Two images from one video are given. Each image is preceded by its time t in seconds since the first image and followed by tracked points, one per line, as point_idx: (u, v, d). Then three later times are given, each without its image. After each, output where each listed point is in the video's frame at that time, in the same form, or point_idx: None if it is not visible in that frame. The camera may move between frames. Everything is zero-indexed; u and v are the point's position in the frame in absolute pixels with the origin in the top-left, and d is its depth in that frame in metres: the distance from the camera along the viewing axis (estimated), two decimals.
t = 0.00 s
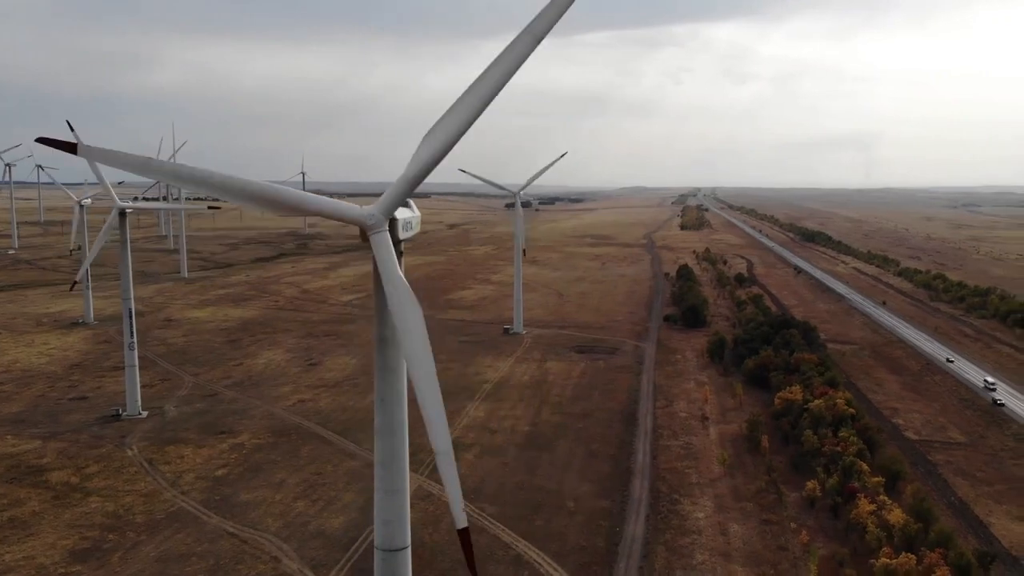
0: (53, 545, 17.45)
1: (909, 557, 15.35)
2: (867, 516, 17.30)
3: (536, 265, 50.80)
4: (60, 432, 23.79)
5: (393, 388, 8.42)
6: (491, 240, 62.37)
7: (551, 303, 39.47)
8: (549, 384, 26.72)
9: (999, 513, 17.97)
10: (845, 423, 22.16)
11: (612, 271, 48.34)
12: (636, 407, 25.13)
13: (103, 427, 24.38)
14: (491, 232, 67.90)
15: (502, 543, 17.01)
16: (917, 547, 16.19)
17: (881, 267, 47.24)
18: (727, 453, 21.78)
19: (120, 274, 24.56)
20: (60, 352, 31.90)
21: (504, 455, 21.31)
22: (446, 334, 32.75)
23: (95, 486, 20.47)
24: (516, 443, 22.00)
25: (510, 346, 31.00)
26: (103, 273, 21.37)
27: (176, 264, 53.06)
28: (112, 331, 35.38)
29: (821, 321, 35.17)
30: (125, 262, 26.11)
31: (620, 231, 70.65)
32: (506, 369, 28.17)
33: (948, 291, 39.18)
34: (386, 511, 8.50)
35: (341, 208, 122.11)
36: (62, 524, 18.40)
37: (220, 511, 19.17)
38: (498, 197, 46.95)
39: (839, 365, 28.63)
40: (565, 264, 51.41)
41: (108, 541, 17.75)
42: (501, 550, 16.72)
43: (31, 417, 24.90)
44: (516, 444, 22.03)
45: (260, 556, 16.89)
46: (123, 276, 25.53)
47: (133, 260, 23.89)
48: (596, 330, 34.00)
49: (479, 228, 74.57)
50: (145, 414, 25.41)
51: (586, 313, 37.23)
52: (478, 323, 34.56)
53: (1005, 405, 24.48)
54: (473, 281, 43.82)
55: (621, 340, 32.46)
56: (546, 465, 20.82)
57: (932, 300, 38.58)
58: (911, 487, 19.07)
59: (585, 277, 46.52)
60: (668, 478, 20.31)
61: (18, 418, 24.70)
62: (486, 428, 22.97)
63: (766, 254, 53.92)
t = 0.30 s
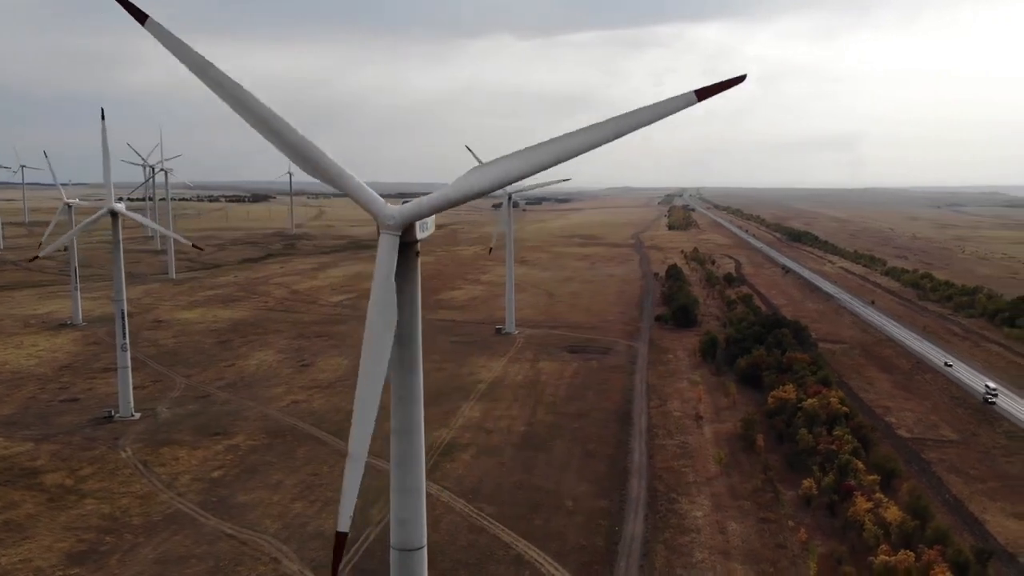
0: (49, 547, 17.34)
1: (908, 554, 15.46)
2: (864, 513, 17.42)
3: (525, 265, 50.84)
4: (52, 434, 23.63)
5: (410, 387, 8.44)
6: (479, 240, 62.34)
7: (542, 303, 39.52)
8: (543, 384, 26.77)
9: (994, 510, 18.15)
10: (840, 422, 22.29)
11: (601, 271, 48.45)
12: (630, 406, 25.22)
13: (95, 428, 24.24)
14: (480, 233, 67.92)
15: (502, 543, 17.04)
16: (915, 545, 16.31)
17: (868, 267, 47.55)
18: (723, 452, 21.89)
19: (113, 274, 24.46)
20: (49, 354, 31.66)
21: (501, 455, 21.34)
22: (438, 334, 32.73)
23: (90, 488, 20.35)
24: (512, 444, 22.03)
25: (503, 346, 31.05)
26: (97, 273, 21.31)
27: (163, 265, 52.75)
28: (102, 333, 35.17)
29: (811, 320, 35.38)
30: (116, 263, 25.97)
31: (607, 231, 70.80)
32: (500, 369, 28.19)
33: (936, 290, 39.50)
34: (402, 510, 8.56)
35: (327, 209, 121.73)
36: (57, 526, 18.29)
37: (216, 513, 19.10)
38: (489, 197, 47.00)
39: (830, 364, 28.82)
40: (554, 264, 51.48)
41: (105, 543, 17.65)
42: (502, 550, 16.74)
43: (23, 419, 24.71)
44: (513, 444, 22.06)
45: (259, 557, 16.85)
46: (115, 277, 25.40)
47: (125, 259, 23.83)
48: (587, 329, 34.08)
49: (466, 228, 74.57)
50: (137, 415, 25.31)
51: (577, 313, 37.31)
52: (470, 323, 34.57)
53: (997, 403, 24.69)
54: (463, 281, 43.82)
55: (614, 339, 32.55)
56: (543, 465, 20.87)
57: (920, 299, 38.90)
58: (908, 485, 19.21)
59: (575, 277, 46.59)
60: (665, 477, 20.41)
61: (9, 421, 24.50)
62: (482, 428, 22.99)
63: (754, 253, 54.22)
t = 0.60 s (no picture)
0: (45, 550, 17.22)
1: (904, 551, 15.60)
2: (859, 511, 17.54)
3: (513, 265, 50.86)
4: (42, 436, 23.45)
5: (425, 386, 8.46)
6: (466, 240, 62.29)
7: (532, 303, 39.54)
8: (536, 384, 26.80)
9: (987, 506, 18.33)
10: (832, 420, 22.47)
11: (589, 271, 48.53)
12: (623, 405, 25.30)
13: (86, 430, 24.08)
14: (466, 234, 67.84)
15: (500, 543, 17.05)
16: (911, 541, 16.46)
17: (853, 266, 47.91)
18: (717, 450, 22.00)
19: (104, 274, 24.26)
20: (37, 356, 31.40)
21: (497, 455, 21.35)
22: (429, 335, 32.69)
23: (84, 490, 20.22)
24: (508, 443, 22.06)
25: (494, 346, 31.06)
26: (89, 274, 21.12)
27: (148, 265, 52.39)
28: (89, 334, 34.90)
29: (799, 320, 35.58)
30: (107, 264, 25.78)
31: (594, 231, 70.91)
32: (492, 369, 28.20)
33: (922, 289, 39.82)
34: (418, 509, 8.59)
35: (311, 209, 121.27)
36: (51, 529, 18.16)
37: (211, 514, 19.03)
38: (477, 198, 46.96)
39: (820, 362, 29.01)
40: (542, 264, 51.53)
41: (100, 546, 17.55)
42: (500, 550, 16.76)
43: (13, 421, 24.51)
44: (507, 443, 22.09)
45: (256, 558, 16.79)
46: (105, 278, 25.22)
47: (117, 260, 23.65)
48: (578, 329, 34.14)
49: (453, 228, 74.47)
50: (129, 417, 25.16)
51: (567, 313, 37.37)
52: (460, 323, 34.56)
53: (987, 401, 24.89)
54: (452, 281, 43.78)
55: (604, 339, 32.63)
56: (539, 464, 20.90)
57: (906, 298, 39.19)
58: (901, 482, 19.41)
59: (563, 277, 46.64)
60: (660, 475, 20.48)
61: None
62: (477, 428, 23.00)
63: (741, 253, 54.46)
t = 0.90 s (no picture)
0: (17, 556, 16.94)
1: (880, 544, 15.85)
2: (834, 506, 17.80)
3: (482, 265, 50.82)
4: (10, 441, 23.04)
5: (421, 386, 8.47)
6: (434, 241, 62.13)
7: (502, 303, 39.56)
8: (510, 384, 26.83)
9: (957, 501, 18.67)
10: (804, 416, 22.77)
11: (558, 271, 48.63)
12: (598, 404, 25.42)
13: (55, 434, 23.69)
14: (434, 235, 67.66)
15: (481, 542, 17.06)
16: (885, 535, 16.73)
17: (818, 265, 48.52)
18: (692, 447, 22.18)
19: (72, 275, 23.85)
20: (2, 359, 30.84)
21: (474, 455, 21.36)
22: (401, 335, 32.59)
23: (55, 495, 19.89)
24: (484, 443, 22.06)
25: (467, 346, 31.04)
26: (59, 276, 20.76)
27: (111, 267, 51.62)
28: (53, 336, 34.33)
29: (767, 318, 35.94)
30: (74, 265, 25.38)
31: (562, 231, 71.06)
32: (465, 369, 28.18)
33: (886, 288, 40.42)
34: (415, 508, 8.61)
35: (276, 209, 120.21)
36: (23, 534, 17.85)
37: (186, 518, 18.82)
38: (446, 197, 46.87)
39: (789, 360, 29.35)
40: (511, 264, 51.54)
41: (74, 551, 17.30)
42: (481, 549, 16.77)
43: None
44: (484, 443, 22.09)
45: (235, 562, 16.64)
46: (74, 279, 24.82)
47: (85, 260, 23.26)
48: (550, 329, 34.22)
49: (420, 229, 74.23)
50: (98, 421, 24.79)
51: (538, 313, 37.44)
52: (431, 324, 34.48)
53: (952, 397, 25.38)
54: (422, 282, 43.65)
55: (576, 338, 32.72)
56: (516, 464, 20.93)
57: (871, 297, 39.75)
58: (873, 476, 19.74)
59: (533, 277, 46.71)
60: (637, 473, 20.61)
61: None
62: (453, 429, 22.98)
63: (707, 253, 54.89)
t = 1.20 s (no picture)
0: None
1: (863, 540, 16.07)
2: (815, 502, 18.04)
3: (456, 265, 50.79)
4: None
5: (423, 387, 8.49)
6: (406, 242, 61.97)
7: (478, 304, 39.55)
8: (490, 384, 26.86)
9: (934, 496, 18.96)
10: (782, 414, 23.04)
11: (532, 271, 48.69)
12: (577, 403, 25.51)
13: (29, 438, 23.36)
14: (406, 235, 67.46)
15: (467, 543, 17.07)
16: (866, 531, 16.98)
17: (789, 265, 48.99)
18: (672, 446, 22.33)
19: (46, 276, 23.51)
20: None
21: (456, 455, 21.35)
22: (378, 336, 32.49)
23: (32, 500, 19.62)
24: (466, 444, 22.06)
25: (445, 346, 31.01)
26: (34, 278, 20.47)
27: (80, 269, 50.92)
28: (23, 339, 33.82)
29: (742, 318, 36.22)
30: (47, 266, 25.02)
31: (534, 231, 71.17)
32: (444, 370, 28.15)
33: (857, 287, 40.90)
34: (416, 509, 8.61)
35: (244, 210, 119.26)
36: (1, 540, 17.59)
37: (168, 522, 18.65)
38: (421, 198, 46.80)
39: (765, 359, 29.63)
40: (485, 264, 51.56)
41: (54, 556, 17.08)
42: (467, 550, 16.78)
43: None
44: (465, 444, 22.10)
45: (219, 565, 16.51)
46: (48, 281, 24.49)
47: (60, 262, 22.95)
48: (527, 329, 34.28)
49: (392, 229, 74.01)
50: (73, 424, 24.47)
51: (514, 313, 37.49)
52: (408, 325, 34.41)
53: (926, 394, 25.79)
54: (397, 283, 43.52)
55: (554, 338, 32.80)
56: (498, 464, 20.97)
57: (842, 296, 40.22)
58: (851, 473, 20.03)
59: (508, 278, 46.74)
60: (619, 472, 20.72)
61: None
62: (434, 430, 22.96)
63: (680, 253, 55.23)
